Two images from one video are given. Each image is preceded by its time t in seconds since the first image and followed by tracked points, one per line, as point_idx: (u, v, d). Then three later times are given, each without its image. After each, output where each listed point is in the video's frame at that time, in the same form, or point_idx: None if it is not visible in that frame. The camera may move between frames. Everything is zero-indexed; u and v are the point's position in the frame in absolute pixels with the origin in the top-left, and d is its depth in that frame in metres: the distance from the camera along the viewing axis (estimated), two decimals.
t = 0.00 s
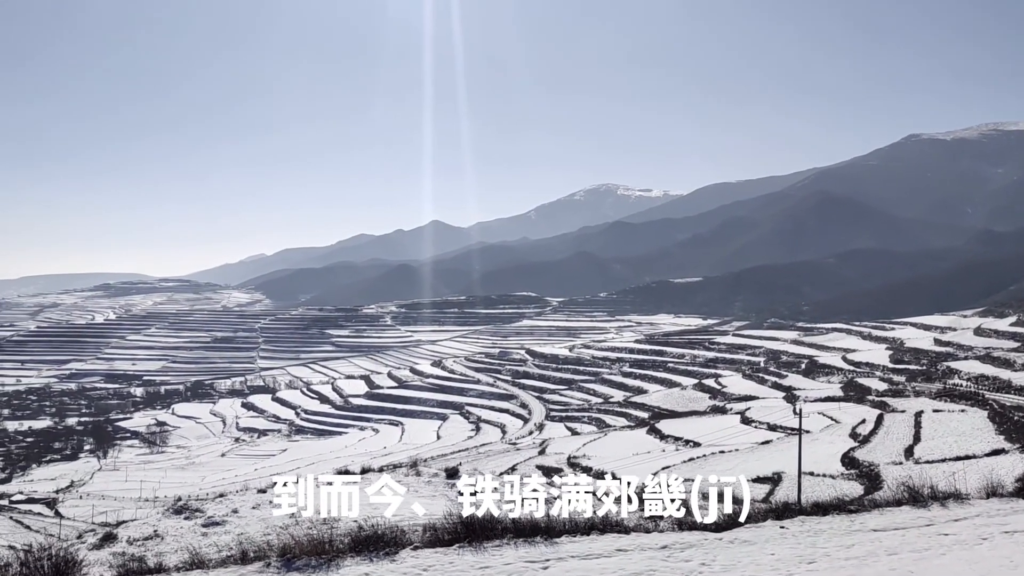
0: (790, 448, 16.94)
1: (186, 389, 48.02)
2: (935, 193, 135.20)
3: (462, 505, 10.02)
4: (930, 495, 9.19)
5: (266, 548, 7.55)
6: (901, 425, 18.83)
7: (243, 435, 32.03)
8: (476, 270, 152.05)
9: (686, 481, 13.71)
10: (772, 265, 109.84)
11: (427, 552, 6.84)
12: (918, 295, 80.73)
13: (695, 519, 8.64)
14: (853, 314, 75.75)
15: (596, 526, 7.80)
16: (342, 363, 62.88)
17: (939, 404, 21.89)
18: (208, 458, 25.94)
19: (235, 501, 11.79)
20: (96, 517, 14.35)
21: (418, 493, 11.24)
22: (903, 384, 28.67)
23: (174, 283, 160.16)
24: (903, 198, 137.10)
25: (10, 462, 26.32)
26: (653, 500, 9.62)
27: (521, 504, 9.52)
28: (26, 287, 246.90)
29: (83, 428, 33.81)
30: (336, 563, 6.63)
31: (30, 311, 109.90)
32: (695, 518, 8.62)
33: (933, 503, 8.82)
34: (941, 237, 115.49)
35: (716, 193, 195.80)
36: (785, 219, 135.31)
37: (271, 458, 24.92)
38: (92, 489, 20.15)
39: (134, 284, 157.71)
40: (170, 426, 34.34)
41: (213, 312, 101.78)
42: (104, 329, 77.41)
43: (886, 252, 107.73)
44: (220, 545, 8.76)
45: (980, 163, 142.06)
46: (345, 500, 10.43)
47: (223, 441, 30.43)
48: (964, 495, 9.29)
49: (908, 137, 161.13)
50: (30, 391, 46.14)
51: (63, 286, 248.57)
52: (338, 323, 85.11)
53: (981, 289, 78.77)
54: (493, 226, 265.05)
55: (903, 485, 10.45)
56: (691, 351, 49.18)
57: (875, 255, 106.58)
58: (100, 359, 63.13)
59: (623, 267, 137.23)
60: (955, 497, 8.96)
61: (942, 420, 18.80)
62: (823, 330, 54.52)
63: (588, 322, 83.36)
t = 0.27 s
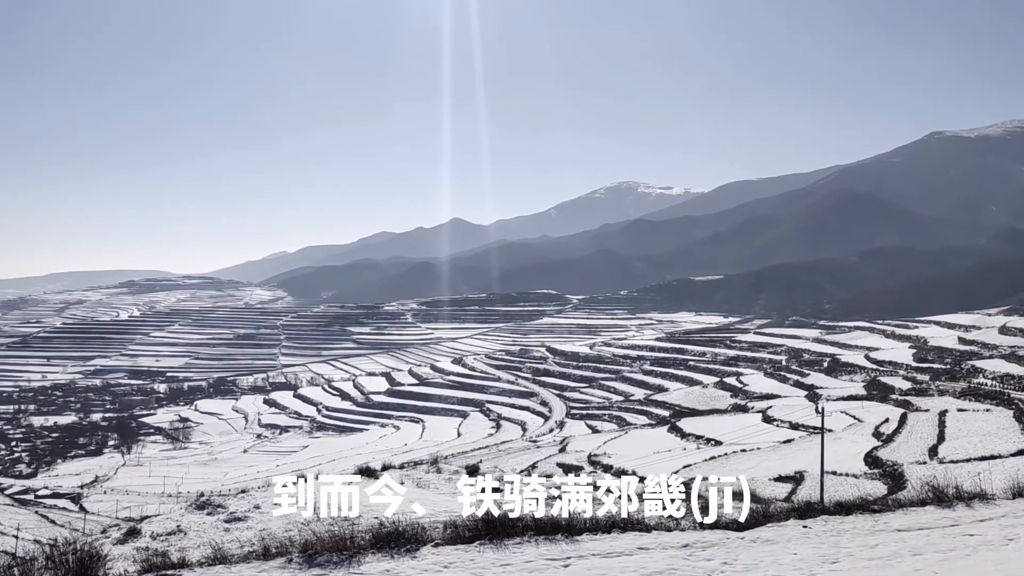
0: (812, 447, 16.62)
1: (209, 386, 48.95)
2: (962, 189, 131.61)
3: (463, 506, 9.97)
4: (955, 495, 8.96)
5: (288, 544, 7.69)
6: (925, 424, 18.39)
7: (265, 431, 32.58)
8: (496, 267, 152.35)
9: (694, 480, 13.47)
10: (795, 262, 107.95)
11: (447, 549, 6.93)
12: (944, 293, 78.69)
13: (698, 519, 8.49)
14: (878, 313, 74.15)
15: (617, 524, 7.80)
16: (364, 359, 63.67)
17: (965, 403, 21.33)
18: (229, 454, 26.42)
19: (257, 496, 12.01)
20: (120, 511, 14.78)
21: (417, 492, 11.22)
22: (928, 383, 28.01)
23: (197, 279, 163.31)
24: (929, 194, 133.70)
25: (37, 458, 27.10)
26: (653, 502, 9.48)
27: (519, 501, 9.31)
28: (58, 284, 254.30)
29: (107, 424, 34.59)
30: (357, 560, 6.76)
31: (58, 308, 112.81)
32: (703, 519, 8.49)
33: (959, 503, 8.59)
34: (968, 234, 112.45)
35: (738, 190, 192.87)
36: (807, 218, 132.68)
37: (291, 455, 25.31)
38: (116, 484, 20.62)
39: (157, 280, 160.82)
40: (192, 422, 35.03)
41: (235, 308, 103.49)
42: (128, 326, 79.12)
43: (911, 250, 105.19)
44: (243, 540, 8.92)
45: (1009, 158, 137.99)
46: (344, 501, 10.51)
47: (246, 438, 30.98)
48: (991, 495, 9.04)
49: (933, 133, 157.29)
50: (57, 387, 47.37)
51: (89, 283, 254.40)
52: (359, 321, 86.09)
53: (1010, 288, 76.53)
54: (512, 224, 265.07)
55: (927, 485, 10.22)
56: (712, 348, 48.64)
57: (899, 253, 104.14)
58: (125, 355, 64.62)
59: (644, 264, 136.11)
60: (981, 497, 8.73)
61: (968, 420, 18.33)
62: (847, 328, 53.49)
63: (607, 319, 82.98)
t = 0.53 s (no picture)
0: (837, 447, 16.29)
1: (234, 382, 49.92)
2: (994, 185, 127.70)
3: (465, 506, 9.97)
4: (985, 495, 8.70)
5: (312, 541, 7.83)
6: (952, 423, 17.90)
7: (289, 428, 33.10)
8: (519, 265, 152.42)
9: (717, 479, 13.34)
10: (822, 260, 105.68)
11: (471, 547, 7.01)
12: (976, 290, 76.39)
13: (714, 519, 8.36)
14: (908, 311, 72.29)
15: (641, 523, 7.79)
16: (388, 357, 64.40)
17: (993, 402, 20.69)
18: (254, 450, 26.88)
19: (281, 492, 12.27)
20: (147, 507, 15.19)
21: (417, 492, 11.23)
22: (956, 382, 27.24)
23: (223, 276, 166.46)
24: (959, 191, 129.95)
25: (66, 453, 27.78)
26: (653, 501, 9.38)
27: (517, 498, 9.18)
28: (92, 281, 261.63)
29: (135, 420, 35.41)
30: (382, 557, 6.86)
31: (87, 305, 115.73)
32: (712, 519, 8.35)
33: (987, 503, 8.35)
34: (1000, 232, 109.04)
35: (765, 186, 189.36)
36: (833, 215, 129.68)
37: (314, 452, 25.65)
38: (142, 479, 21.08)
39: (184, 278, 164.28)
40: (218, 418, 35.73)
41: (261, 305, 105.34)
42: (154, 322, 80.73)
43: (940, 249, 102.31)
44: (268, 536, 9.10)
45: None
46: (344, 501, 10.61)
47: (270, 434, 31.54)
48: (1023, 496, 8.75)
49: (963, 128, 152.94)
50: (84, 383, 48.58)
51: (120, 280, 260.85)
52: (383, 318, 87.06)
53: None
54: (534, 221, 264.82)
55: (956, 486, 9.93)
56: (736, 347, 47.94)
57: (928, 251, 101.35)
58: (151, 351, 66.06)
59: (668, 262, 134.71)
60: (1011, 498, 8.46)
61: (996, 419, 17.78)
62: (873, 326, 52.35)
63: (630, 317, 82.37)
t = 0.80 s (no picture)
0: (865, 447, 15.92)
1: (262, 380, 50.94)
2: None
3: (461, 506, 10.10)
4: (1021, 497, 8.39)
5: (338, 538, 8.00)
6: (983, 424, 17.35)
7: (316, 425, 33.64)
8: (543, 264, 152.13)
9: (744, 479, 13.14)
10: (853, 258, 103.06)
11: (497, 544, 7.07)
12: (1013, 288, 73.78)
13: (739, 519, 8.24)
14: (942, 309, 70.14)
15: (667, 522, 7.73)
16: (413, 355, 65.05)
17: None
18: (282, 447, 27.43)
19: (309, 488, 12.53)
20: (176, 503, 15.70)
21: (417, 492, 11.38)
22: (987, 382, 26.40)
23: (251, 275, 169.60)
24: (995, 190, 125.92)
25: (97, 448, 28.44)
26: (654, 501, 9.34)
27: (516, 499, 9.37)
28: (126, 279, 268.87)
29: (164, 417, 36.24)
30: (408, 554, 6.97)
31: (119, 303, 118.79)
32: (710, 520, 8.18)
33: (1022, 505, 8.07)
34: None
35: (794, 184, 185.46)
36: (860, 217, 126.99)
37: (340, 449, 26.04)
38: (171, 476, 21.56)
39: (213, 276, 167.96)
40: (245, 416, 36.45)
41: (288, 304, 107.26)
42: (183, 321, 82.59)
43: (975, 247, 99.09)
44: (295, 533, 9.29)
45: None
46: (345, 500, 10.82)
47: (297, 431, 32.11)
48: None
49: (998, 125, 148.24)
50: (114, 380, 49.81)
51: (152, 277, 267.99)
52: (408, 316, 87.93)
53: None
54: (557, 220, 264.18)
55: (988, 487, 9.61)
56: (764, 346, 47.11)
57: (962, 250, 98.21)
58: (179, 349, 67.48)
59: (694, 260, 132.79)
60: None
61: None
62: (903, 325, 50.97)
63: (655, 316, 81.54)
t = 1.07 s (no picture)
0: (898, 448, 15.51)
1: (289, 379, 51.84)
2: None
3: (456, 507, 10.25)
4: None
5: (365, 536, 8.16)
6: (1021, 426, 16.74)
7: (344, 424, 34.15)
8: (568, 265, 151.45)
9: (772, 481, 12.88)
10: (886, 258, 100.24)
11: (524, 543, 7.14)
12: None
13: (766, 520, 8.13)
14: (979, 309, 67.79)
15: (695, 522, 7.67)
16: (439, 354, 65.56)
17: None
18: (310, 445, 27.92)
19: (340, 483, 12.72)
20: (204, 501, 16.05)
21: (416, 492, 11.57)
22: None
23: (279, 275, 172.62)
24: None
25: (128, 445, 28.92)
26: (653, 501, 9.27)
27: (519, 498, 9.92)
28: (159, 279, 275.94)
29: (193, 414, 37.09)
30: (435, 552, 7.09)
31: (152, 302, 121.99)
32: (708, 519, 8.08)
33: None
34: None
35: (826, 182, 181.08)
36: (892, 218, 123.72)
37: (368, 448, 26.38)
38: (200, 473, 21.98)
39: (243, 276, 171.56)
40: (273, 414, 37.20)
41: (316, 303, 109.02)
42: (212, 321, 84.29)
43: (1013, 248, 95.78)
44: (323, 530, 9.46)
45: None
46: (345, 502, 11.04)
47: (325, 430, 32.67)
48: None
49: None
50: (146, 377, 51.09)
51: (185, 276, 274.89)
52: (435, 316, 88.64)
53: None
54: (583, 220, 262.94)
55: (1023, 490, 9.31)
56: (793, 346, 46.17)
57: (1000, 250, 94.95)
58: (209, 348, 68.88)
59: (721, 260, 130.73)
60: None
61: None
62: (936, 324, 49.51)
63: (682, 316, 80.47)
